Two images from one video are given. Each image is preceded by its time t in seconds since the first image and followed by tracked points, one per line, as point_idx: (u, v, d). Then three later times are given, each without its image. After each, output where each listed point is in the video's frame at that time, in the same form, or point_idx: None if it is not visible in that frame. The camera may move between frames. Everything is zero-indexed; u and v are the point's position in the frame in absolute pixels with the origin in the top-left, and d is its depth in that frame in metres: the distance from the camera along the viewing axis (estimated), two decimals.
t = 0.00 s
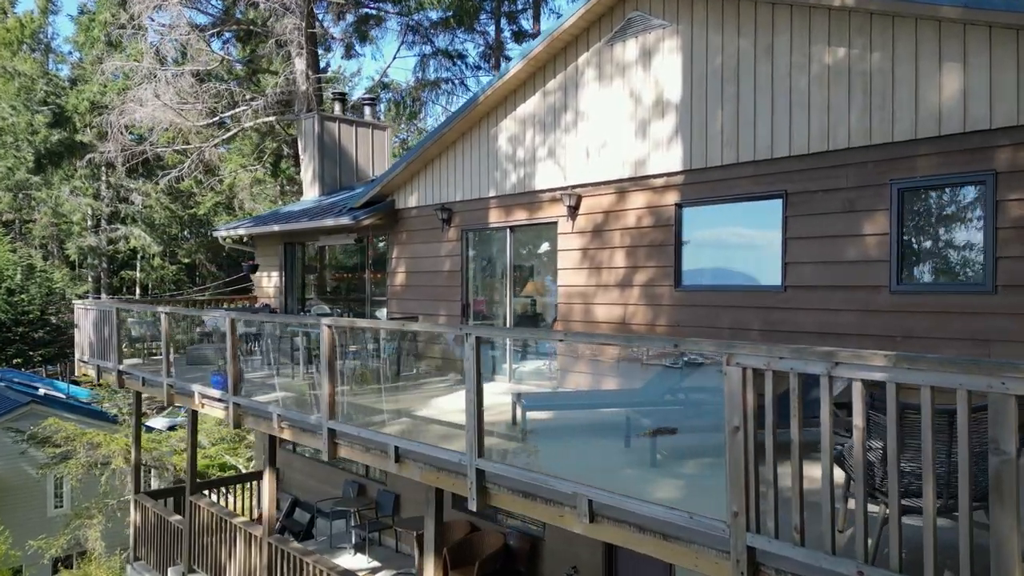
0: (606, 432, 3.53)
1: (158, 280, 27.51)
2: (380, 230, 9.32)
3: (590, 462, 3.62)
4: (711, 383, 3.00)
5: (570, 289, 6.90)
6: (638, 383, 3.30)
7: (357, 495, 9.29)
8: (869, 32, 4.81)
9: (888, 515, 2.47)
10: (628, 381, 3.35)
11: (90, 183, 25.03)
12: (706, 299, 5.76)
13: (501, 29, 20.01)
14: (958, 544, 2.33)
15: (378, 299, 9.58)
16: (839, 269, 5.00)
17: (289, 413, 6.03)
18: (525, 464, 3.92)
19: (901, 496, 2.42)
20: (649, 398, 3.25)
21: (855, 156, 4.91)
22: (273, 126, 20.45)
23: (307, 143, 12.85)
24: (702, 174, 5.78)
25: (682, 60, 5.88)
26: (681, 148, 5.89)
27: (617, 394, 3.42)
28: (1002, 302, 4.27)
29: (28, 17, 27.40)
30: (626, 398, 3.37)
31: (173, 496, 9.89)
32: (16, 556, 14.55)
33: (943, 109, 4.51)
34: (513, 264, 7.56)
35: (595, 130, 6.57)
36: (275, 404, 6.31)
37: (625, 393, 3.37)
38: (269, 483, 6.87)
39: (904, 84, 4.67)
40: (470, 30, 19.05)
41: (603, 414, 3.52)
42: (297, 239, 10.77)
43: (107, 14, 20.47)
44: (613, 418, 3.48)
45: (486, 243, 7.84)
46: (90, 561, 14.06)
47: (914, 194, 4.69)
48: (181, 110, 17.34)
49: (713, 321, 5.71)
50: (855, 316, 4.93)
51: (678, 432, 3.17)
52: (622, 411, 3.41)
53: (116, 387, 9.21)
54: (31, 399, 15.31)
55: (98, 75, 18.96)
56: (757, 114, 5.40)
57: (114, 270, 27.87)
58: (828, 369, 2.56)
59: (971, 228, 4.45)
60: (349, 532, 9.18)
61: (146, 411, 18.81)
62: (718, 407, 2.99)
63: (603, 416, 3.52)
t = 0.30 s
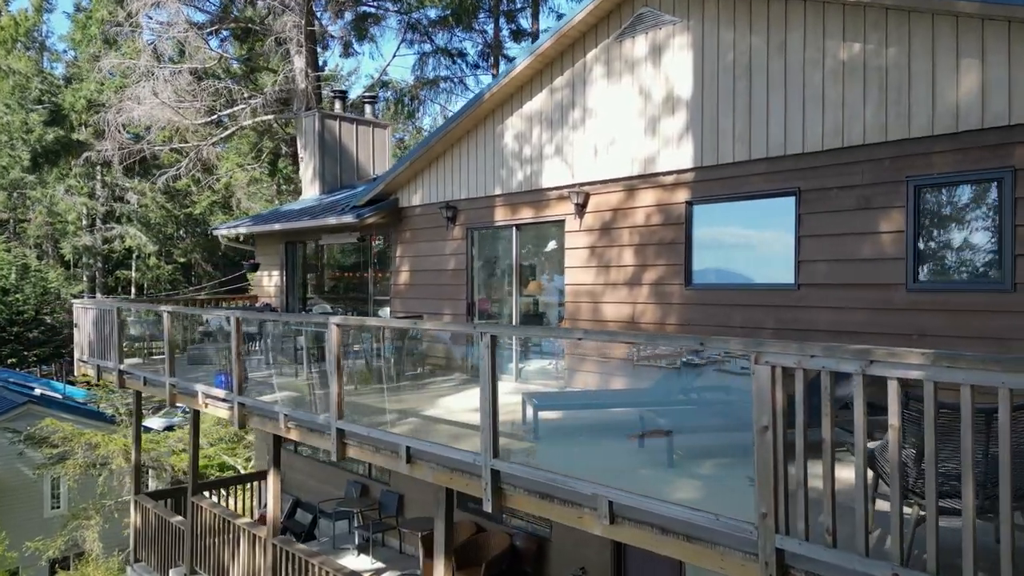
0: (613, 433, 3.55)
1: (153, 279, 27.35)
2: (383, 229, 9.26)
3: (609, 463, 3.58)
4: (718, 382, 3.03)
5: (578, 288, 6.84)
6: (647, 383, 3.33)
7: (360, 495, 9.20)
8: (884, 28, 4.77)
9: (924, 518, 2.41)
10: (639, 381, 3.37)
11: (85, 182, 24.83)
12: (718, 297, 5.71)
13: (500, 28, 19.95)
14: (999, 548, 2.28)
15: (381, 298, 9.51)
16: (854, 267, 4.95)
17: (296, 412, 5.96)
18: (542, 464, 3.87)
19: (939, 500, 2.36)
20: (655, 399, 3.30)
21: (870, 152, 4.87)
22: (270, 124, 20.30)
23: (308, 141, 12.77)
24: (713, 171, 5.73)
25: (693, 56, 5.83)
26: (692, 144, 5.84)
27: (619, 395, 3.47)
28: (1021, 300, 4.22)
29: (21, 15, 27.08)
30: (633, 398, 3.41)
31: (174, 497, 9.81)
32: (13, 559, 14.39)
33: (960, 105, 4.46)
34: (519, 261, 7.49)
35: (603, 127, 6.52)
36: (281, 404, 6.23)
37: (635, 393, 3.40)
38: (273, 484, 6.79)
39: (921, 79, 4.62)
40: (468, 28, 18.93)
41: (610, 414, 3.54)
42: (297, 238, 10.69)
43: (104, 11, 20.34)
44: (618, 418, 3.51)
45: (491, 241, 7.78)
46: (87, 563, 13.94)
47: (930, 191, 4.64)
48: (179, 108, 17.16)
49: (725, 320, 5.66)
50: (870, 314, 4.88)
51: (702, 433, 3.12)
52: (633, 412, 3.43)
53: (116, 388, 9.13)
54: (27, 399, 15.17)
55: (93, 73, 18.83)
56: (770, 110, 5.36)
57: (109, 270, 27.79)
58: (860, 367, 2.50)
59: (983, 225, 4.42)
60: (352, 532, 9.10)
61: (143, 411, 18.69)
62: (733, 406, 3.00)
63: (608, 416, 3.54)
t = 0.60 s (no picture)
0: (627, 434, 3.58)
1: (149, 279, 27.23)
2: (387, 228, 9.19)
3: (629, 463, 3.56)
4: (733, 383, 3.07)
5: (586, 286, 6.78)
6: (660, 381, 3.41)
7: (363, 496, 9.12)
8: (899, 24, 4.73)
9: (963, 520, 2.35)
10: (655, 379, 3.43)
11: (80, 181, 24.69)
12: (730, 296, 5.64)
13: (498, 28, 19.90)
14: None
15: (385, 297, 9.46)
16: (869, 266, 4.90)
17: (304, 412, 5.89)
18: (560, 465, 3.82)
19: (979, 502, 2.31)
20: (670, 398, 3.36)
21: (886, 149, 4.82)
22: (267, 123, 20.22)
23: (309, 140, 12.69)
24: (725, 168, 5.68)
25: (704, 52, 5.78)
26: (703, 142, 5.79)
27: (632, 394, 3.53)
28: None
29: (17, 13, 26.92)
30: (646, 398, 3.46)
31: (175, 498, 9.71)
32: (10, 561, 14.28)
33: (979, 101, 4.41)
34: (526, 259, 7.43)
35: (612, 124, 6.46)
36: (288, 404, 6.16)
37: (653, 392, 3.43)
38: (278, 485, 6.71)
39: (938, 75, 4.58)
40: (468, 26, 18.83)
41: (623, 413, 3.59)
42: (299, 237, 10.63)
43: (102, 9, 20.21)
44: (632, 417, 3.56)
45: (498, 239, 7.72)
46: (85, 564, 13.84)
47: (947, 188, 4.60)
48: (178, 106, 17.04)
49: (737, 318, 5.60)
50: (886, 313, 4.83)
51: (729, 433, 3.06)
52: (649, 411, 3.47)
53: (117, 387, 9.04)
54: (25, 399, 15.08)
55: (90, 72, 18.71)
56: (783, 107, 5.31)
57: (105, 270, 27.70)
58: (896, 366, 2.45)
59: (990, 226, 4.41)
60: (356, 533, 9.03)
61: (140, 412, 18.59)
62: (751, 404, 3.00)
63: (621, 415, 3.60)
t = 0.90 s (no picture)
0: (643, 435, 3.57)
1: (148, 279, 27.11)
2: (393, 226, 9.11)
3: (649, 463, 3.52)
4: (745, 383, 3.09)
5: (596, 285, 6.72)
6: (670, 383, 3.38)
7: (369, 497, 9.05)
8: (919, 20, 4.67)
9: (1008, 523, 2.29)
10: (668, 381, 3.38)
11: (78, 181, 24.55)
12: (745, 295, 5.58)
13: (499, 26, 19.82)
14: None
15: (390, 297, 9.38)
16: (888, 263, 4.84)
17: (314, 412, 5.82)
18: (581, 467, 3.77)
19: None
20: (686, 398, 3.34)
21: (905, 146, 4.77)
22: (268, 122, 20.07)
23: (312, 138, 12.62)
24: (740, 166, 5.62)
25: (718, 48, 5.73)
26: (717, 139, 5.73)
27: (645, 394, 3.51)
28: None
29: (15, 11, 26.79)
30: (658, 398, 3.45)
31: (178, 499, 9.63)
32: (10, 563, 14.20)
33: (1001, 99, 4.36)
34: (535, 258, 7.36)
35: (623, 121, 6.41)
36: (298, 404, 6.09)
37: (668, 392, 3.40)
38: (286, 485, 6.64)
39: (959, 71, 4.52)
40: (468, 26, 18.71)
41: (635, 413, 3.59)
42: (304, 236, 10.57)
43: (102, 8, 20.12)
44: (645, 417, 3.55)
45: (506, 238, 7.66)
46: (86, 565, 13.75)
47: (969, 186, 4.54)
48: (179, 105, 16.97)
49: (752, 317, 5.54)
50: (906, 311, 4.77)
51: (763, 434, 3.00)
52: (666, 412, 3.44)
53: (120, 387, 8.97)
54: (25, 399, 14.99)
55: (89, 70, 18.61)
56: (800, 104, 5.26)
57: (102, 270, 27.63)
58: (938, 365, 2.40)
59: (992, 228, 4.44)
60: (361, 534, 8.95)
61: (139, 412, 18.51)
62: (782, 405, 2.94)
63: (634, 416, 3.60)
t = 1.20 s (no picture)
0: (667, 435, 3.55)
1: (148, 279, 27.00)
2: (401, 225, 9.05)
3: (673, 464, 3.50)
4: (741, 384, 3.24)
5: (609, 284, 6.65)
6: (681, 383, 3.45)
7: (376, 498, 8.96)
8: (942, 15, 4.61)
9: None
10: (678, 381, 3.47)
11: (78, 181, 24.49)
12: (763, 293, 5.51)
13: (502, 25, 19.68)
14: None
15: (397, 297, 9.32)
16: (911, 262, 4.77)
17: (326, 412, 5.75)
18: (606, 468, 3.72)
19: None
20: (703, 399, 3.37)
21: (927, 143, 4.71)
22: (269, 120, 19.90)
23: (317, 137, 12.56)
24: (758, 164, 5.56)
25: (735, 44, 5.66)
26: (734, 135, 5.67)
27: (662, 393, 3.55)
28: None
29: (14, 10, 26.70)
30: (673, 398, 3.50)
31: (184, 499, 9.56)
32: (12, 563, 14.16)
33: None
34: (546, 256, 7.28)
35: (637, 118, 6.35)
36: (309, 404, 6.03)
37: (684, 392, 3.44)
38: (296, 487, 6.56)
39: (984, 66, 4.45)
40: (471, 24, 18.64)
41: (652, 414, 3.63)
42: (310, 234, 10.51)
43: (104, 6, 20.06)
44: (663, 417, 3.58)
45: (516, 237, 7.59)
46: (88, 566, 13.66)
47: (993, 182, 4.47)
48: (182, 104, 16.88)
49: (770, 316, 5.47)
50: (929, 310, 4.70)
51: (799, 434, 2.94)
52: (687, 413, 3.45)
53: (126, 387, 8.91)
54: (27, 399, 14.91)
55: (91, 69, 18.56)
56: (819, 101, 5.20)
57: (103, 269, 27.59)
58: (986, 364, 2.33)
59: (999, 229, 4.45)
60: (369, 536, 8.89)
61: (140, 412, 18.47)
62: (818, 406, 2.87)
63: (651, 417, 3.63)
